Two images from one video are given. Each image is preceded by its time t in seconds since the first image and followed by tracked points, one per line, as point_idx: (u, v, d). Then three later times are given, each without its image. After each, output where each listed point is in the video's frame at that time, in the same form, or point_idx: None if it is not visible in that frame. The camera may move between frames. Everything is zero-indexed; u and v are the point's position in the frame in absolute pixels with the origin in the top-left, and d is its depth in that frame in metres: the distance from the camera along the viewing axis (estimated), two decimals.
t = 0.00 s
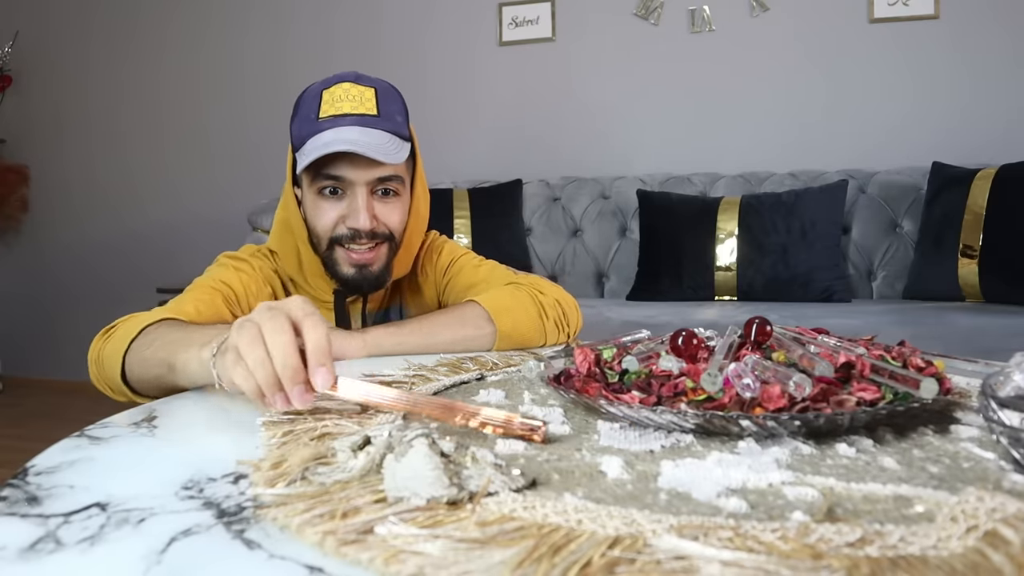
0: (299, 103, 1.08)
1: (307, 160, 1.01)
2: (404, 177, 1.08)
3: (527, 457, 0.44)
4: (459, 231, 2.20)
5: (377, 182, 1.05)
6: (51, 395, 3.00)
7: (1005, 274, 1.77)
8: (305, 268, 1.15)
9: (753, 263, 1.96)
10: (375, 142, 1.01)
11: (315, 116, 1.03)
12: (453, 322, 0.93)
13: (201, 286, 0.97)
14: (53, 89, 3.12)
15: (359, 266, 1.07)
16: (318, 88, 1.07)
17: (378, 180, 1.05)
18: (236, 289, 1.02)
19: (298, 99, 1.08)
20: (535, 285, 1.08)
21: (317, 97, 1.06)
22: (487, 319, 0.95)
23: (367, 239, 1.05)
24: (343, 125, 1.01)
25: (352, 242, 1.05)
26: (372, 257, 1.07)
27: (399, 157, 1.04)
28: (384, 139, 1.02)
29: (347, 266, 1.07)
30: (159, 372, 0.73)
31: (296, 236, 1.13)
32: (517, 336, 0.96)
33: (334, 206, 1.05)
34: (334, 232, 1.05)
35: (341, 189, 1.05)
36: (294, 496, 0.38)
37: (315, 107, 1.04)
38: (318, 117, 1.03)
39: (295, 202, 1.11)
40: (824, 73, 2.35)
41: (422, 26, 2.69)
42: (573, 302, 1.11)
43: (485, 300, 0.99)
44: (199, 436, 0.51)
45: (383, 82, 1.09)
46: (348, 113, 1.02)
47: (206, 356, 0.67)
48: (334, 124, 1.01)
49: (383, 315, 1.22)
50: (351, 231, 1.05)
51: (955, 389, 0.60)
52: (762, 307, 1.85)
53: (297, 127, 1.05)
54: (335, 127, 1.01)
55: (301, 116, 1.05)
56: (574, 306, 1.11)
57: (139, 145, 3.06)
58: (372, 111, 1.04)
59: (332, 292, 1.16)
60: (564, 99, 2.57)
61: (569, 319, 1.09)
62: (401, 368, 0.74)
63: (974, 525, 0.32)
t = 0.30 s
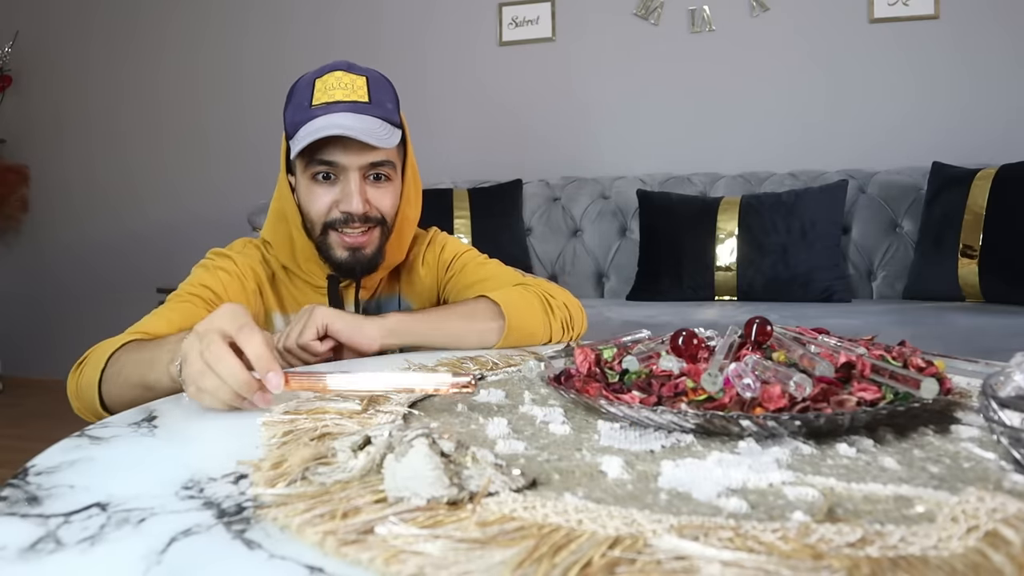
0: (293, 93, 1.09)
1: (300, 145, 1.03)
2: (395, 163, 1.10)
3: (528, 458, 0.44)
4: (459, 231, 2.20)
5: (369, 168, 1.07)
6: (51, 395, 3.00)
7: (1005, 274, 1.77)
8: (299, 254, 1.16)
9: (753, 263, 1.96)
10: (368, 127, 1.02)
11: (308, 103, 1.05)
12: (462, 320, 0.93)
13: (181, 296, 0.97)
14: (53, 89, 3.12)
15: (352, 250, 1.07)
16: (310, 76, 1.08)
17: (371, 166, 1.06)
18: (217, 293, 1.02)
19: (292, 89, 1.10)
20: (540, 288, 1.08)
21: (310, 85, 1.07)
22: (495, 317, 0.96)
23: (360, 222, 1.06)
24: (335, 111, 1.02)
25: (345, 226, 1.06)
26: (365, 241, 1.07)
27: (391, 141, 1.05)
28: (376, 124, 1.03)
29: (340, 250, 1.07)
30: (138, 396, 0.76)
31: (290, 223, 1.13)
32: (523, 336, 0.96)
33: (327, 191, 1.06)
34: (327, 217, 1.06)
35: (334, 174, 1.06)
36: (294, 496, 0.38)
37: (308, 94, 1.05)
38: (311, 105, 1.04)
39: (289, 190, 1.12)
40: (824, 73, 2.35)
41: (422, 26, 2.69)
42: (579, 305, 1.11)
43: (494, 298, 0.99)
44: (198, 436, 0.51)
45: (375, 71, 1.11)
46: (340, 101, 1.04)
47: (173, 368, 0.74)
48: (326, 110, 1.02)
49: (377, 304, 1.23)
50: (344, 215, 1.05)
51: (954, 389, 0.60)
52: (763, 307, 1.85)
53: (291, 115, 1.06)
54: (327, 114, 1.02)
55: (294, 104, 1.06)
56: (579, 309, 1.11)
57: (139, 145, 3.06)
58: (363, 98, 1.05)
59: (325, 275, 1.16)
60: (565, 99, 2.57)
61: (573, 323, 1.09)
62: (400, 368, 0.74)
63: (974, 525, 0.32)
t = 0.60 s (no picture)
0: (282, 92, 1.09)
1: (296, 145, 1.02)
2: (388, 160, 1.09)
3: (528, 457, 0.44)
4: (459, 231, 2.20)
5: (365, 166, 1.07)
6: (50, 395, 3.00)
7: (1005, 274, 1.77)
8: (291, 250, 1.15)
9: (753, 263, 1.96)
10: (362, 127, 1.03)
11: (300, 103, 1.04)
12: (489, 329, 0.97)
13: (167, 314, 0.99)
14: (53, 89, 3.12)
15: (348, 246, 1.08)
16: (299, 75, 1.08)
17: (367, 163, 1.06)
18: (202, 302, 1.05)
19: (280, 88, 1.09)
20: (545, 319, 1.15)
21: (301, 85, 1.07)
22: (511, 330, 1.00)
23: (356, 220, 1.06)
24: (329, 111, 1.02)
25: (341, 224, 1.06)
26: (361, 237, 1.08)
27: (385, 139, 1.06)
28: (369, 123, 1.04)
29: (337, 247, 1.08)
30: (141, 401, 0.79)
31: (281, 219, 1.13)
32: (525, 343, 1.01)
33: (323, 190, 1.06)
34: (323, 215, 1.06)
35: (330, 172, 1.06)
36: (294, 497, 0.38)
37: (299, 94, 1.05)
38: (304, 104, 1.04)
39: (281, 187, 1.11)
40: (824, 73, 2.35)
41: (423, 26, 2.69)
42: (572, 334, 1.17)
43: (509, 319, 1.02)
44: (198, 436, 0.51)
45: (364, 69, 1.11)
46: (333, 100, 1.04)
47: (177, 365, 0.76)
48: (320, 109, 1.03)
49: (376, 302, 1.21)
50: (340, 214, 1.06)
51: (955, 389, 0.60)
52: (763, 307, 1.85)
53: (282, 114, 1.06)
54: (321, 114, 1.02)
55: (285, 103, 1.06)
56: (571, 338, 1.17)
57: (138, 145, 3.05)
58: (355, 96, 1.05)
59: (320, 271, 1.16)
60: (565, 99, 2.57)
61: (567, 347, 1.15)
62: (400, 368, 0.74)
63: (974, 526, 0.32)
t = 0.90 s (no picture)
0: (282, 89, 1.09)
1: (300, 143, 1.02)
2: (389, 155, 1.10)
3: (528, 457, 0.44)
4: (459, 231, 2.20)
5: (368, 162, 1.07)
6: (50, 395, 3.00)
7: (1005, 274, 1.77)
8: (289, 243, 1.15)
9: (753, 263, 1.96)
10: (366, 125, 1.03)
11: (303, 101, 1.04)
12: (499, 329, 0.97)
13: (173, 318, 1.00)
14: (53, 88, 3.12)
15: (351, 241, 1.09)
16: (299, 72, 1.08)
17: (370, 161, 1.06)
18: (201, 303, 1.05)
19: (280, 85, 1.09)
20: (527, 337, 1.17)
21: (303, 82, 1.07)
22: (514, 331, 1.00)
23: (361, 216, 1.07)
24: (333, 109, 1.02)
25: (346, 220, 1.06)
26: (363, 232, 1.09)
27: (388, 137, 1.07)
28: (372, 121, 1.04)
29: (340, 241, 1.08)
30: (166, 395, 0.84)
31: (280, 213, 1.13)
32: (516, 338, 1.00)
33: (327, 187, 1.06)
34: (327, 212, 1.06)
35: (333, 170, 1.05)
36: (294, 497, 0.38)
37: (301, 92, 1.05)
38: (306, 102, 1.04)
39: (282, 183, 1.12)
40: (824, 73, 2.35)
41: (423, 26, 2.69)
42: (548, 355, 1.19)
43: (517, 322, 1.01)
44: (199, 436, 0.51)
45: (363, 66, 1.11)
46: (336, 98, 1.04)
47: (208, 361, 0.81)
48: (323, 107, 1.03)
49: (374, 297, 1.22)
50: (344, 211, 1.06)
51: (954, 389, 0.60)
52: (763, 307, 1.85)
53: (284, 111, 1.06)
54: (325, 112, 1.02)
55: (287, 101, 1.06)
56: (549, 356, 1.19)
57: (138, 144, 3.05)
58: (358, 94, 1.06)
59: (320, 263, 1.15)
60: (565, 99, 2.57)
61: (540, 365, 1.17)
62: (400, 368, 0.74)
63: (975, 526, 0.32)
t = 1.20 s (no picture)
0: (281, 87, 1.08)
1: (300, 150, 1.03)
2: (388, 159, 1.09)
3: (528, 457, 0.44)
4: (459, 231, 2.20)
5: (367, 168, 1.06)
6: (50, 395, 3.00)
7: (1005, 274, 1.77)
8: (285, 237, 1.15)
9: (753, 264, 1.96)
10: (366, 136, 1.03)
11: (303, 105, 1.05)
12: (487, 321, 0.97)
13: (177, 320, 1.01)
14: (53, 88, 3.12)
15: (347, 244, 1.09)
16: (299, 71, 1.06)
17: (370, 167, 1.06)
18: (201, 300, 1.05)
19: (276, 83, 1.08)
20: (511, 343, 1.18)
21: (302, 84, 1.06)
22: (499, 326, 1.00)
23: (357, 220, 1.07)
24: (334, 117, 1.03)
25: (342, 224, 1.07)
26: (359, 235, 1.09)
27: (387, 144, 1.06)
28: (372, 129, 1.05)
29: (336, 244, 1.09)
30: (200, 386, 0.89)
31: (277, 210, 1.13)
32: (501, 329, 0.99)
33: (325, 191, 1.06)
34: (324, 215, 1.06)
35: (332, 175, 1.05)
36: (294, 496, 0.38)
37: (301, 96, 1.06)
38: (306, 107, 1.05)
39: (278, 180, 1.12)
40: (824, 73, 2.35)
41: (422, 25, 2.69)
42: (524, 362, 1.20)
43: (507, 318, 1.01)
44: (198, 435, 0.51)
45: (362, 67, 1.10)
46: (336, 105, 1.05)
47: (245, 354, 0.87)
48: (324, 115, 1.03)
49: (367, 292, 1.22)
50: (341, 214, 1.06)
51: (954, 389, 0.60)
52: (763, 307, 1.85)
53: (284, 113, 1.06)
54: (326, 121, 1.03)
55: (287, 103, 1.06)
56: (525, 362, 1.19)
57: (137, 144, 3.05)
58: (358, 101, 1.06)
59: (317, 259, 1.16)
60: (565, 99, 2.56)
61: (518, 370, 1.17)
62: (400, 368, 0.74)
63: (975, 526, 0.32)
